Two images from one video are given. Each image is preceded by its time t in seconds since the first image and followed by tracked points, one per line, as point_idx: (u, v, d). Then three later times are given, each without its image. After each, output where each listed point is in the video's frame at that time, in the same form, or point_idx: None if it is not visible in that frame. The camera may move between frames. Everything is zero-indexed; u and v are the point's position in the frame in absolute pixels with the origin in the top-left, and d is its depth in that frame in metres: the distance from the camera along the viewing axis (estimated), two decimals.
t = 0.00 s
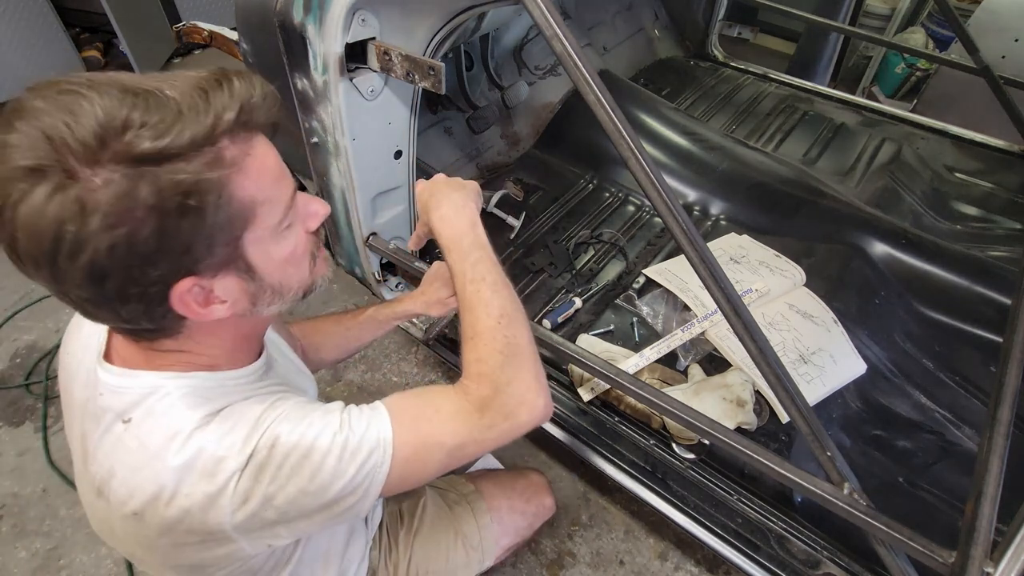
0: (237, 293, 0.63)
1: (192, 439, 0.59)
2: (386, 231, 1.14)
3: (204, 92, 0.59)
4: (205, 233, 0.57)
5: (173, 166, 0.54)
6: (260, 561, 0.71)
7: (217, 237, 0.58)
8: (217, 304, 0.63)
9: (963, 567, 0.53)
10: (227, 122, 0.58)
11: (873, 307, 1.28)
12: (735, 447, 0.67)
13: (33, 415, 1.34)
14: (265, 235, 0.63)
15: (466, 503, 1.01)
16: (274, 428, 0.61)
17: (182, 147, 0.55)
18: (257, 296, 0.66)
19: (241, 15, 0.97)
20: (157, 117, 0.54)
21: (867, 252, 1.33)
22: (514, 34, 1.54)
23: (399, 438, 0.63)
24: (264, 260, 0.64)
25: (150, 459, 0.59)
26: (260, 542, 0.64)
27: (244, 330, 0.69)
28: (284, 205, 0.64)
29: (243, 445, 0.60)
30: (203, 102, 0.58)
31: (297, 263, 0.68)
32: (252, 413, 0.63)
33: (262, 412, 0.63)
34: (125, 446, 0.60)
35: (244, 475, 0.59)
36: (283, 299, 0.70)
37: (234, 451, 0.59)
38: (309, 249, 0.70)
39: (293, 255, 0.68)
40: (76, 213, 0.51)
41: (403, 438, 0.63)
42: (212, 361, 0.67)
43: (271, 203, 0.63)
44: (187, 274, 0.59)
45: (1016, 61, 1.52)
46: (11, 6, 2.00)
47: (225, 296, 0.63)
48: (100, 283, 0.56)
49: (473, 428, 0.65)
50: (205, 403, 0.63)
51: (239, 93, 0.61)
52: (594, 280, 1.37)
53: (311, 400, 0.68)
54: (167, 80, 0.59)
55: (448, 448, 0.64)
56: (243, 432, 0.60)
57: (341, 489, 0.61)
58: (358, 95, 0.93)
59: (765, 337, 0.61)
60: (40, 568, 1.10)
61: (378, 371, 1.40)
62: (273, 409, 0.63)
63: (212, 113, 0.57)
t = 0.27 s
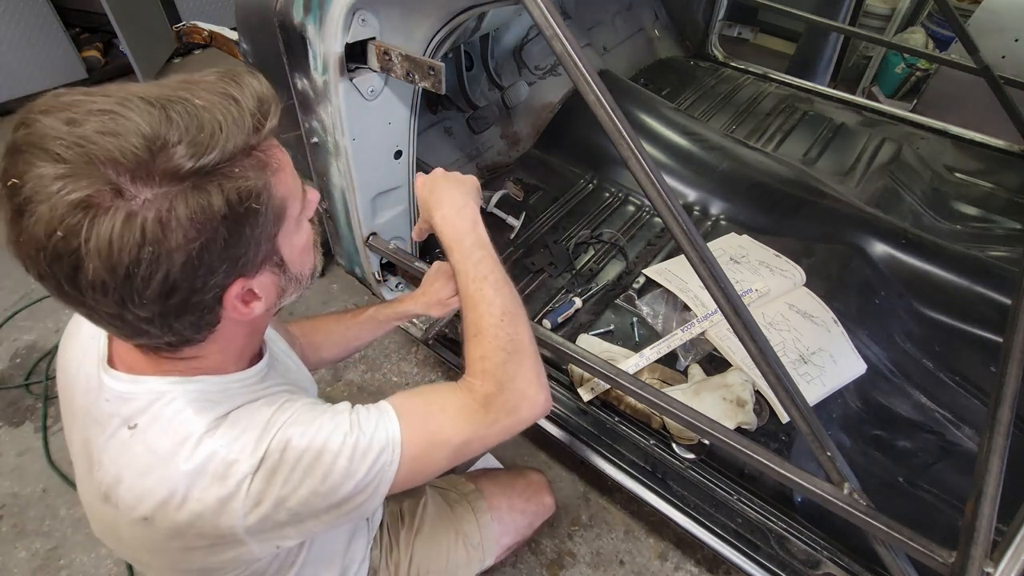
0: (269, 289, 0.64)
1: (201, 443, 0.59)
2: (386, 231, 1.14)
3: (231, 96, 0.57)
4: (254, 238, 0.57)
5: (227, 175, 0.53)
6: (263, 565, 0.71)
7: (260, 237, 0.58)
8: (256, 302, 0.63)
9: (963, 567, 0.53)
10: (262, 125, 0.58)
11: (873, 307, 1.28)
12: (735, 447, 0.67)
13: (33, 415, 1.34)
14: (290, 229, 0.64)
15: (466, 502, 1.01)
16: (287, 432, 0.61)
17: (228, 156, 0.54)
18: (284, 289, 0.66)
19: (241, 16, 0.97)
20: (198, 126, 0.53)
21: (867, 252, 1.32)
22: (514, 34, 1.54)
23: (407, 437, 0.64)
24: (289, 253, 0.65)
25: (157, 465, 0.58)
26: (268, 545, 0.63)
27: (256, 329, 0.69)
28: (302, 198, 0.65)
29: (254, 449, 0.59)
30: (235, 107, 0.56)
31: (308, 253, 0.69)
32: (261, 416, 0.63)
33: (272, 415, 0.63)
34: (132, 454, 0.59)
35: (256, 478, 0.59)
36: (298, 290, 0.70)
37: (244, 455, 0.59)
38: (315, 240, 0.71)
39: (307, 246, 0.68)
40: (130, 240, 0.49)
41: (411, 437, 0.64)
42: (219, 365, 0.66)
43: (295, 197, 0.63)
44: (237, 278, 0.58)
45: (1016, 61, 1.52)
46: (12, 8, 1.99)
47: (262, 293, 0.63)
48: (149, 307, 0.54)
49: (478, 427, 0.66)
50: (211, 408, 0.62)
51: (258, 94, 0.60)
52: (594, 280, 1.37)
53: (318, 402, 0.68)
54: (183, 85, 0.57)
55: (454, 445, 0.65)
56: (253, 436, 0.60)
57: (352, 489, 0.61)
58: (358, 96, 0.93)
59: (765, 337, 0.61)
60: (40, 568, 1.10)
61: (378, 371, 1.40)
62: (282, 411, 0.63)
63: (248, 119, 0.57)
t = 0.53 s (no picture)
0: (264, 295, 0.63)
1: (199, 449, 0.58)
2: (386, 231, 1.14)
3: (223, 100, 0.57)
4: (250, 243, 0.57)
5: (221, 182, 0.53)
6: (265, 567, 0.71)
7: (256, 243, 0.58)
8: (250, 307, 0.63)
9: (963, 567, 0.53)
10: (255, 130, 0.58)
11: (873, 307, 1.28)
12: (735, 447, 0.67)
13: (33, 415, 1.34)
14: (283, 233, 0.63)
15: (466, 501, 1.01)
16: (284, 437, 0.60)
17: (222, 163, 0.54)
18: (278, 294, 0.66)
19: (241, 16, 0.97)
20: (189, 133, 0.52)
21: (867, 252, 1.32)
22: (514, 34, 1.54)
23: (408, 437, 0.64)
24: (284, 257, 0.64)
25: (155, 473, 0.58)
26: (270, 548, 0.63)
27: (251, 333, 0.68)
28: (295, 201, 0.65)
29: (252, 454, 0.59)
30: (228, 112, 0.56)
31: (301, 256, 0.69)
32: (259, 421, 0.62)
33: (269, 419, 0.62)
34: (129, 463, 0.59)
35: (256, 483, 0.59)
36: (292, 293, 0.70)
37: (243, 461, 0.59)
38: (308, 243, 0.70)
39: (301, 249, 0.68)
40: (125, 249, 0.49)
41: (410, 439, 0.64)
42: (214, 370, 0.65)
43: (287, 201, 0.63)
44: (232, 284, 0.58)
45: (1016, 61, 1.52)
46: (12, 8, 1.99)
47: (256, 298, 0.62)
48: (144, 316, 0.54)
49: (478, 425, 0.67)
50: (206, 414, 0.61)
51: (249, 97, 0.60)
52: (594, 280, 1.37)
53: (316, 404, 0.67)
54: (172, 89, 0.56)
55: (454, 443, 0.66)
56: (252, 441, 0.60)
57: (355, 490, 0.62)
58: (358, 95, 0.93)
59: (765, 337, 0.61)
60: (40, 568, 1.10)
61: (378, 371, 1.40)
62: (281, 415, 0.63)
63: (242, 124, 0.56)
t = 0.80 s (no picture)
0: (251, 305, 0.63)
1: (188, 458, 0.58)
2: (386, 231, 1.14)
3: (214, 111, 0.56)
4: (238, 256, 0.57)
5: (210, 195, 0.53)
6: (262, 571, 0.70)
7: (245, 254, 0.58)
8: (236, 318, 0.63)
9: (963, 567, 0.53)
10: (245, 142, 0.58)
11: (873, 308, 1.28)
12: (735, 448, 0.67)
13: (33, 415, 1.34)
14: (271, 245, 0.63)
15: (466, 499, 1.01)
16: (273, 442, 0.60)
17: (211, 176, 0.53)
18: (265, 305, 0.66)
19: (241, 16, 0.97)
20: (179, 145, 0.52)
21: (867, 252, 1.32)
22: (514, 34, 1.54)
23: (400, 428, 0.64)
24: (272, 268, 0.64)
25: (143, 484, 0.58)
26: (265, 552, 0.64)
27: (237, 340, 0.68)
28: (285, 213, 0.65)
29: (242, 461, 0.59)
30: (219, 123, 0.56)
31: (289, 267, 0.69)
32: (247, 427, 0.62)
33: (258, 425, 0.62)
34: (116, 475, 0.59)
35: (248, 489, 0.59)
36: (279, 303, 0.70)
37: (234, 468, 0.59)
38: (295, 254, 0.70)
39: (290, 259, 0.68)
40: (111, 261, 0.49)
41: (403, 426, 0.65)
42: (200, 378, 0.64)
43: (277, 214, 0.63)
44: (218, 297, 0.58)
45: (1016, 61, 1.52)
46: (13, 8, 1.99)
47: (242, 309, 0.62)
48: (127, 328, 0.54)
49: (471, 412, 0.67)
50: (193, 422, 0.61)
51: (240, 108, 0.59)
52: (594, 280, 1.37)
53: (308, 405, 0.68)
54: (162, 97, 0.55)
55: (446, 432, 0.67)
56: (242, 447, 0.60)
57: (349, 489, 0.62)
58: (358, 95, 0.93)
59: (765, 337, 0.61)
60: (40, 568, 1.10)
61: (378, 372, 1.40)
62: (270, 420, 0.63)
63: (233, 137, 0.56)
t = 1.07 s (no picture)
0: (258, 313, 0.63)
1: (181, 459, 0.58)
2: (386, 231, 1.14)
3: (258, 125, 0.58)
4: (257, 266, 0.57)
5: (242, 203, 0.54)
6: (258, 571, 0.70)
7: (264, 265, 0.58)
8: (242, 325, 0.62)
9: (963, 567, 0.53)
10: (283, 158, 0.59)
11: (873, 308, 1.28)
12: (735, 448, 0.67)
13: (33, 415, 1.34)
14: (287, 257, 0.63)
15: (466, 498, 1.01)
16: (265, 443, 0.60)
17: (247, 186, 0.54)
18: (272, 314, 0.66)
19: (241, 16, 0.97)
20: (224, 154, 0.53)
21: (867, 252, 1.32)
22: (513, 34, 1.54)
23: (388, 427, 0.64)
24: (284, 281, 0.64)
25: (138, 486, 0.58)
26: (260, 552, 0.64)
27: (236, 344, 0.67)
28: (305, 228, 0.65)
29: (235, 463, 0.59)
30: (261, 137, 0.57)
31: (298, 280, 0.68)
32: (240, 428, 0.62)
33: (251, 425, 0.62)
34: (113, 476, 0.59)
35: (238, 490, 0.59)
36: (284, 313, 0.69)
37: (226, 470, 0.59)
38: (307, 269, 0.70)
39: (301, 272, 0.68)
40: (140, 256, 0.48)
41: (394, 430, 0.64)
42: (199, 380, 0.64)
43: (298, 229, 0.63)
44: (231, 302, 0.58)
45: (1016, 61, 1.52)
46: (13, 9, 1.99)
47: (250, 316, 0.62)
48: (142, 322, 0.53)
49: (466, 409, 0.69)
50: (188, 423, 0.60)
51: (281, 125, 0.61)
52: (594, 280, 1.37)
53: (299, 406, 0.67)
54: (208, 105, 0.57)
55: (442, 429, 0.67)
56: (235, 448, 0.60)
57: (338, 489, 0.62)
58: (358, 95, 0.93)
59: (765, 337, 0.61)
60: (40, 568, 1.10)
61: (378, 371, 1.40)
62: (262, 421, 0.63)
63: (273, 151, 0.57)
